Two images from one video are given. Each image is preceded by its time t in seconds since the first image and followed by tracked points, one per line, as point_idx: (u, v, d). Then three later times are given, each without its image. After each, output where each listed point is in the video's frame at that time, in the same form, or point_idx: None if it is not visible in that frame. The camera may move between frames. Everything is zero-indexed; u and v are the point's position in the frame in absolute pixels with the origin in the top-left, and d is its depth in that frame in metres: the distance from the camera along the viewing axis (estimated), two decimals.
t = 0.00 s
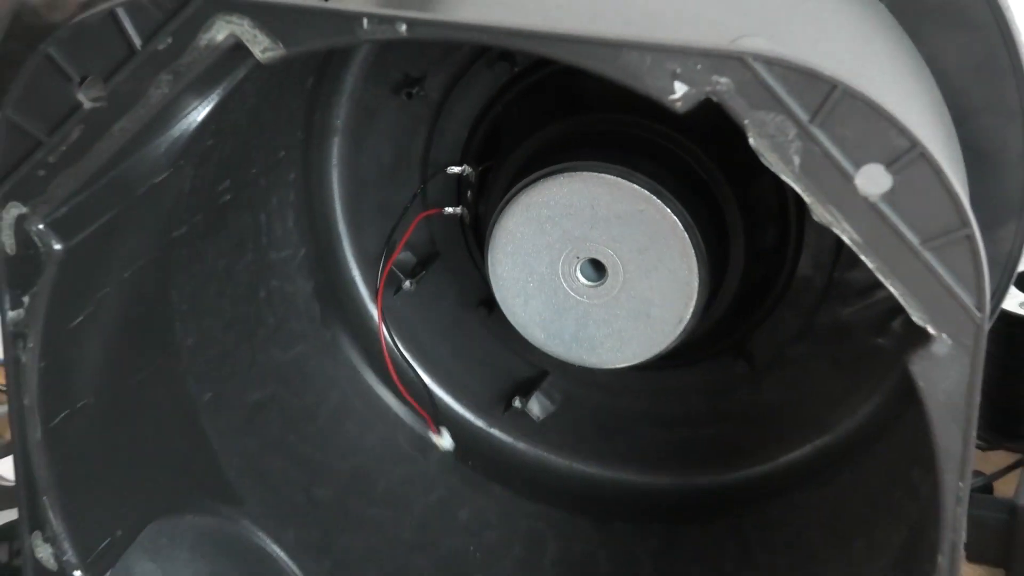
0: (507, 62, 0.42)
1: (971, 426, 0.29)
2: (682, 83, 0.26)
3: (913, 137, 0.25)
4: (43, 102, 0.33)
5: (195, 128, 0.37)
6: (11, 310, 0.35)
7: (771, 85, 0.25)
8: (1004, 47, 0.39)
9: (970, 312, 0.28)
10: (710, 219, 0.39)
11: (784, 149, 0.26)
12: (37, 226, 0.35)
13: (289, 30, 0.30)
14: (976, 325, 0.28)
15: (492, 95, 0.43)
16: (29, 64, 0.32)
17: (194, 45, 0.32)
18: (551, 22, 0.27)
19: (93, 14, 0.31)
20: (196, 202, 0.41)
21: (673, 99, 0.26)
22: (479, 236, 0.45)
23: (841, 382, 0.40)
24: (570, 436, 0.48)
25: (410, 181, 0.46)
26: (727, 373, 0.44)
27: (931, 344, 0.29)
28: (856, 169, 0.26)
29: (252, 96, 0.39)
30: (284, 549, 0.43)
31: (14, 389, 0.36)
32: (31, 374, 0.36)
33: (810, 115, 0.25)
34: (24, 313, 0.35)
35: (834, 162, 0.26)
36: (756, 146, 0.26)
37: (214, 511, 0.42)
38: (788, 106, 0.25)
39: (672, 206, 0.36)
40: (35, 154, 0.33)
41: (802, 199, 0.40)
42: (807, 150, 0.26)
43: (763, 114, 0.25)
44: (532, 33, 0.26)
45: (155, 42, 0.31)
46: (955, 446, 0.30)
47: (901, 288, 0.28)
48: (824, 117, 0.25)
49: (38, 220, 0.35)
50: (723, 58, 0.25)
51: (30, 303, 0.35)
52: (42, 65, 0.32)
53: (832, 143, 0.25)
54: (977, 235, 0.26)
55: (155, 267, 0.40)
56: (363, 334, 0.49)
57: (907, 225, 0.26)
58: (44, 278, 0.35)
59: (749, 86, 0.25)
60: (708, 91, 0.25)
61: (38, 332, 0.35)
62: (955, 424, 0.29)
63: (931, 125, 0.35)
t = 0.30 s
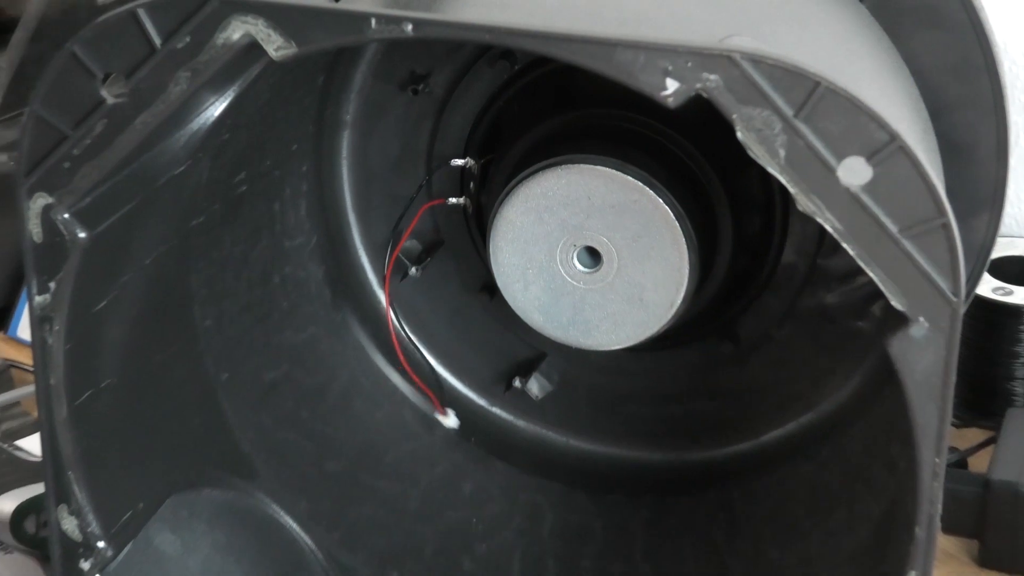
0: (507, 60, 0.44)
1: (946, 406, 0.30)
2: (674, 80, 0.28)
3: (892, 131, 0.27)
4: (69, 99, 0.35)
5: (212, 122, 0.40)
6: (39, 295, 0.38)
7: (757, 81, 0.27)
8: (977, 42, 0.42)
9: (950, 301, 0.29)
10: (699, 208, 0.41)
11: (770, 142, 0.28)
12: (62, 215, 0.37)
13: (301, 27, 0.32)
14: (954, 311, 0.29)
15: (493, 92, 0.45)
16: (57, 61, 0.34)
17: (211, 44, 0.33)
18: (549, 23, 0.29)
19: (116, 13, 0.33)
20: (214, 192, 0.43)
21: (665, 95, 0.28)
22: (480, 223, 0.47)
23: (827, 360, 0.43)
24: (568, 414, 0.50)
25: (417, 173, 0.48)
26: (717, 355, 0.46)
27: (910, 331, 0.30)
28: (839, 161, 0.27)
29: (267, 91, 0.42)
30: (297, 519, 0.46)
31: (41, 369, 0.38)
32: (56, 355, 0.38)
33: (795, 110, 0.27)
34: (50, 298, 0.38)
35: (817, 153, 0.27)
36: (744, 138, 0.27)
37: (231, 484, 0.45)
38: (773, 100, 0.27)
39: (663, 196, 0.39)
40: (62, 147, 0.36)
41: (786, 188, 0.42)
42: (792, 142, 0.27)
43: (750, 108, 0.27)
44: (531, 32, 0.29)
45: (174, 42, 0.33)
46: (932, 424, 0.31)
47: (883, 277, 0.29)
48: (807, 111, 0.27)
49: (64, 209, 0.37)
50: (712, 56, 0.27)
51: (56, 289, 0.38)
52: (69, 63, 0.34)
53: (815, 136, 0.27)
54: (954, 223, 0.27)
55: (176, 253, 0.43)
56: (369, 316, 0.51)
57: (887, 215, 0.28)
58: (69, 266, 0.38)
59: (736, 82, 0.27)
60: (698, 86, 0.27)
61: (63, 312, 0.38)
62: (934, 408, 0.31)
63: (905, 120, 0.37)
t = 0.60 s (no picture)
0: (507, 59, 0.46)
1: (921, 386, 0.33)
2: (666, 78, 0.30)
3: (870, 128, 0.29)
4: (92, 95, 0.38)
5: (228, 118, 0.42)
6: (65, 282, 0.40)
7: (745, 79, 0.29)
8: (951, 42, 0.45)
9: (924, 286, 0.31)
10: (689, 200, 0.43)
11: (757, 137, 0.30)
12: (87, 206, 0.40)
13: (312, 29, 0.35)
14: (929, 296, 0.31)
15: (494, 89, 0.48)
16: (82, 61, 0.37)
17: (226, 44, 0.36)
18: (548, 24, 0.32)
19: (136, 16, 0.36)
20: (231, 185, 0.46)
21: (657, 92, 0.30)
22: (482, 213, 0.50)
23: (812, 341, 0.45)
24: (566, 396, 0.52)
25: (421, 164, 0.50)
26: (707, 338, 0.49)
27: (889, 316, 0.32)
28: (821, 155, 0.30)
29: (281, 90, 0.44)
30: (309, 495, 0.48)
31: (67, 352, 0.41)
32: (81, 338, 0.41)
33: (780, 107, 0.29)
34: (75, 285, 0.40)
35: (801, 147, 0.29)
36: (732, 132, 0.29)
37: (247, 461, 0.47)
38: (760, 98, 0.29)
39: (655, 189, 0.41)
40: (86, 141, 0.38)
41: (771, 180, 0.45)
42: (778, 137, 0.30)
43: (738, 104, 0.29)
44: (531, 33, 0.31)
45: (192, 42, 0.36)
46: (909, 403, 0.33)
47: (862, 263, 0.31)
48: (792, 108, 0.29)
49: (89, 200, 0.40)
50: (702, 56, 0.29)
51: (81, 277, 0.41)
52: (93, 63, 0.37)
53: (799, 131, 0.29)
54: (928, 213, 0.30)
55: (195, 242, 0.45)
56: (377, 303, 0.54)
57: (866, 206, 0.30)
58: (93, 254, 0.40)
59: (724, 81, 0.29)
60: (689, 84, 0.30)
61: (88, 298, 0.40)
62: (910, 386, 0.33)
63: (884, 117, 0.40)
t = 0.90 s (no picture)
0: (508, 60, 0.49)
1: (899, 367, 0.35)
2: (658, 77, 0.32)
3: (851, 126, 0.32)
4: (115, 96, 0.40)
5: (244, 116, 0.45)
6: (90, 270, 0.43)
7: (733, 79, 0.32)
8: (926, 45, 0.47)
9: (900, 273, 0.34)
10: (680, 194, 0.46)
11: (744, 133, 0.32)
12: (112, 199, 0.42)
13: (320, 31, 0.37)
14: (905, 283, 0.34)
15: (496, 89, 0.50)
16: (104, 61, 0.39)
17: (244, 45, 0.38)
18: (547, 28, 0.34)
19: (157, 20, 0.37)
20: (247, 179, 0.49)
21: (650, 91, 0.33)
22: (484, 206, 0.53)
23: (796, 327, 0.48)
24: (564, 380, 0.55)
25: (428, 160, 0.53)
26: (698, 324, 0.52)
27: (868, 301, 0.35)
28: (805, 150, 0.32)
29: (294, 90, 0.47)
30: (321, 473, 0.51)
31: (93, 337, 0.43)
32: (105, 324, 0.44)
33: (766, 105, 0.32)
34: (100, 273, 0.43)
35: (785, 143, 0.32)
36: (721, 128, 0.32)
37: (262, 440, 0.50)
38: (747, 97, 0.32)
39: (648, 183, 0.44)
40: (110, 138, 0.41)
41: (758, 174, 0.47)
42: (764, 134, 0.32)
43: (727, 103, 0.32)
44: (531, 35, 0.33)
45: (211, 44, 0.38)
46: (887, 383, 0.36)
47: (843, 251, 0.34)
48: (777, 107, 0.32)
49: (113, 193, 0.42)
50: (693, 58, 0.32)
51: (105, 265, 0.43)
52: (116, 64, 0.39)
53: (784, 128, 0.32)
54: (905, 206, 0.32)
55: (214, 233, 0.48)
56: (386, 290, 0.56)
57: (846, 198, 0.33)
58: (117, 245, 0.43)
59: (714, 81, 0.32)
60: (680, 84, 0.32)
61: (112, 285, 0.43)
62: (888, 367, 0.36)
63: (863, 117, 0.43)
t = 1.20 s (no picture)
0: (509, 63, 0.52)
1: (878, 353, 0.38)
2: (651, 79, 0.35)
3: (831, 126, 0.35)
4: (137, 95, 0.43)
5: (261, 116, 0.48)
6: (115, 261, 0.46)
7: (722, 81, 0.34)
8: (903, 49, 0.51)
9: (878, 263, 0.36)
10: (670, 189, 0.49)
11: (732, 132, 0.35)
12: (135, 193, 0.45)
13: (337, 38, 0.40)
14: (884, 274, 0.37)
15: (497, 90, 0.53)
16: (128, 62, 0.41)
17: (259, 48, 0.41)
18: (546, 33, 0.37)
19: (179, 24, 0.41)
20: (263, 175, 0.51)
21: (643, 92, 0.35)
22: (486, 201, 0.56)
23: (780, 314, 0.51)
24: (562, 364, 0.58)
25: (436, 157, 0.57)
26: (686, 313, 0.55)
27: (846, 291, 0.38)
28: (789, 148, 0.35)
29: (308, 91, 0.50)
30: (334, 451, 0.54)
31: (118, 324, 0.47)
32: (130, 311, 0.47)
33: (752, 106, 0.35)
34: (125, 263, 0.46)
35: (770, 141, 0.35)
36: (710, 127, 0.35)
37: (278, 421, 0.53)
38: (734, 98, 0.34)
39: (641, 179, 0.47)
40: (135, 136, 0.44)
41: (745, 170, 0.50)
42: (750, 133, 0.35)
43: (716, 103, 0.35)
44: (530, 38, 0.36)
45: (228, 48, 0.41)
46: (864, 367, 0.38)
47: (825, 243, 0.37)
48: (762, 107, 0.35)
49: (137, 188, 0.45)
50: (685, 62, 0.34)
51: (129, 255, 0.46)
52: (139, 65, 0.42)
53: (769, 127, 0.35)
54: (883, 201, 0.35)
55: (232, 226, 0.51)
56: (394, 280, 0.59)
57: (827, 193, 0.36)
58: (139, 238, 0.46)
59: (703, 83, 0.35)
60: (672, 85, 0.35)
61: (135, 276, 0.46)
62: (867, 352, 0.38)
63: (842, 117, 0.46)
